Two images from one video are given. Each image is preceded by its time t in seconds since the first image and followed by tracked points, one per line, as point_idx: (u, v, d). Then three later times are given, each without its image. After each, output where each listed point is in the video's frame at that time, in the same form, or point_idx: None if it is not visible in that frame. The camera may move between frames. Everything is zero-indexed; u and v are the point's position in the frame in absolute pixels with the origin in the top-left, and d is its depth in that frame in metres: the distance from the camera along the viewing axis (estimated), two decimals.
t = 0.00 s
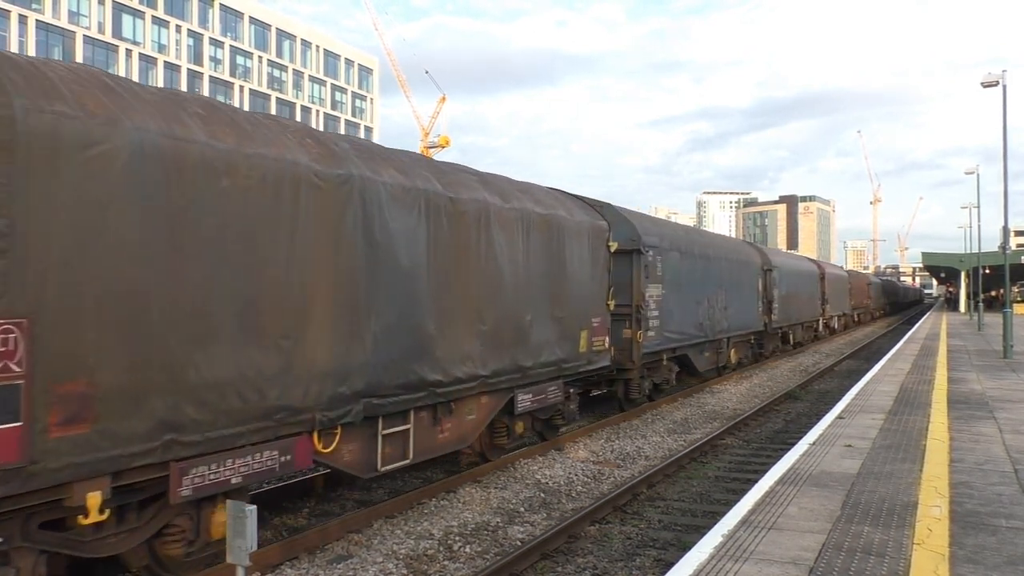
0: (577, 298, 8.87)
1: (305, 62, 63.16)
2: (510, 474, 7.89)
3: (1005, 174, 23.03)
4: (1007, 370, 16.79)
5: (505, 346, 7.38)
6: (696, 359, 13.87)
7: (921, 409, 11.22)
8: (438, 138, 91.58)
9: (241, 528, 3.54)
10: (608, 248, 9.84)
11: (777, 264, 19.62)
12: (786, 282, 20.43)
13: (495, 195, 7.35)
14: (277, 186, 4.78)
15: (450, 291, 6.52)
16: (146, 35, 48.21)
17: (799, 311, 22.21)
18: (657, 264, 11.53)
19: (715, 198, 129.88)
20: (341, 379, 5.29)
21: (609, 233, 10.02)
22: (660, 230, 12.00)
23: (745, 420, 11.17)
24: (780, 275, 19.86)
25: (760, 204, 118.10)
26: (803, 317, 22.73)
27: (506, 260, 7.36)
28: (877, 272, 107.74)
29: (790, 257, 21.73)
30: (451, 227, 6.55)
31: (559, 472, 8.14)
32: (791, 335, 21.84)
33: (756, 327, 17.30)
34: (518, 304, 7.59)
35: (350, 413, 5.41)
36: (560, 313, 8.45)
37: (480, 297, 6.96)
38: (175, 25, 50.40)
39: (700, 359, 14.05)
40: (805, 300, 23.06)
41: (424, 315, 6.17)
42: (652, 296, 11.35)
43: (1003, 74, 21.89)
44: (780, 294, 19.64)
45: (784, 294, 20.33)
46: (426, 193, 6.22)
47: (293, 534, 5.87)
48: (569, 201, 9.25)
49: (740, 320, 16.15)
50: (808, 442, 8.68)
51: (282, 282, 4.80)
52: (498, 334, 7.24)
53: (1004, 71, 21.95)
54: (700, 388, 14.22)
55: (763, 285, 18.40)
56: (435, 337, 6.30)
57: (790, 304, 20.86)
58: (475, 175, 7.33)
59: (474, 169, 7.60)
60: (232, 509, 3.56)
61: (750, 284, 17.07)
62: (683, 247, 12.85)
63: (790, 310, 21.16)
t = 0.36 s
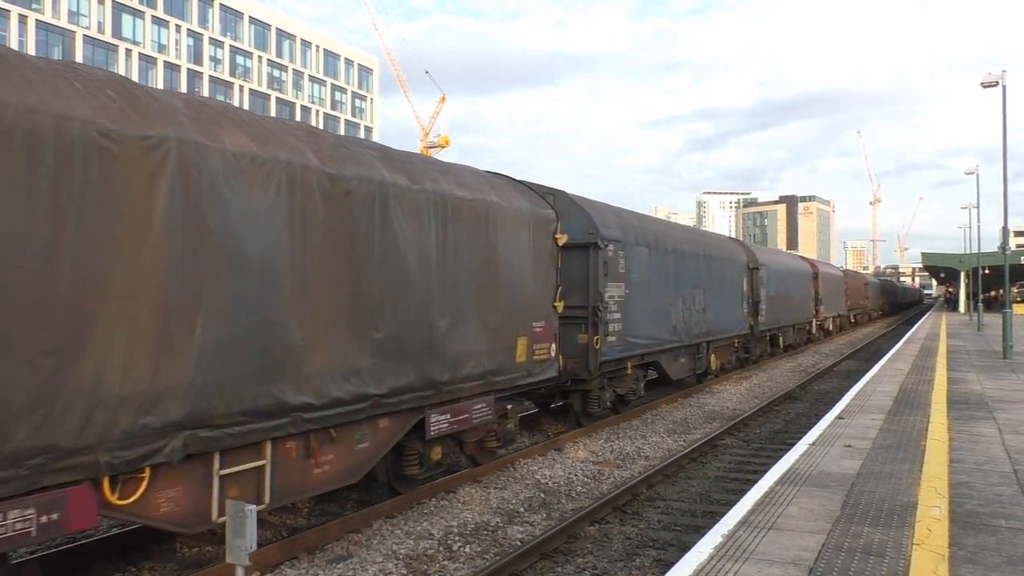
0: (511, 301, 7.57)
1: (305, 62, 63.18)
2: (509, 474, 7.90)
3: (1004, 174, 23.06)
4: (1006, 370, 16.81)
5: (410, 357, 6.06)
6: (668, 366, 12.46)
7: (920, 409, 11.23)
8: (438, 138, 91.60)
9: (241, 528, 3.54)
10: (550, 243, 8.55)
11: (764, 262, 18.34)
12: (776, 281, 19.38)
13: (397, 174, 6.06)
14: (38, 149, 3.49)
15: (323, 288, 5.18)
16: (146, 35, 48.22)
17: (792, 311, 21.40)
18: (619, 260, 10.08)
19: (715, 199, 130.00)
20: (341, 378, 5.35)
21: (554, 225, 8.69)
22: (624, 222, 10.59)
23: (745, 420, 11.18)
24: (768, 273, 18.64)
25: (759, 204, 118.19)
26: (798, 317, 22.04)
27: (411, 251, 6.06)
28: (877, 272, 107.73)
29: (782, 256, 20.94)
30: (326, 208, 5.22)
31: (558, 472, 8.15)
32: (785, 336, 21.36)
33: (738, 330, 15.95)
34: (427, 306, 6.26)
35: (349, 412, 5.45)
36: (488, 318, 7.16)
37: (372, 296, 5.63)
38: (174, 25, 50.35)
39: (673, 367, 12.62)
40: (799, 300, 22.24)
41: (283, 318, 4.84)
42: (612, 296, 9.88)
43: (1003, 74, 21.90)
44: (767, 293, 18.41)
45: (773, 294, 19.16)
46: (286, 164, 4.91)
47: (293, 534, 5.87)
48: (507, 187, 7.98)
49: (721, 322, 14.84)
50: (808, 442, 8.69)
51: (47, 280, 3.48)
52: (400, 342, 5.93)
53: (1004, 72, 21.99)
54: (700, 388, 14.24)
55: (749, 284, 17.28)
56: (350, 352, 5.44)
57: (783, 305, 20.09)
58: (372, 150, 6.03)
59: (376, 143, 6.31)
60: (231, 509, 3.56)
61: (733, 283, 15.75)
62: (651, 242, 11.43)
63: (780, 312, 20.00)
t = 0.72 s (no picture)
0: (419, 299, 6.20)
1: (306, 62, 63.17)
2: (509, 474, 7.90)
3: (1005, 174, 23.04)
4: (1007, 370, 16.78)
5: (266, 373, 4.73)
6: (637, 375, 11.19)
7: (921, 410, 11.21)
8: (438, 138, 91.59)
9: (241, 528, 3.54)
10: (474, 233, 7.16)
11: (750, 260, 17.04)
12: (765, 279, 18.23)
13: (245, 141, 4.73)
14: None
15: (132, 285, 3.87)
16: (146, 35, 48.23)
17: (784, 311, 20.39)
18: (567, 254, 8.76)
19: (715, 199, 129.96)
20: (344, 379, 5.40)
21: (480, 211, 7.31)
22: (577, 212, 9.27)
23: (745, 421, 11.17)
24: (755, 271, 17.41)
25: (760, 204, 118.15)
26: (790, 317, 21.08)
27: (271, 237, 4.78)
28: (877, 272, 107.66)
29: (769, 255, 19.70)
30: (124, 182, 3.87)
31: (559, 472, 8.14)
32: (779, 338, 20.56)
33: (717, 330, 14.62)
34: (287, 307, 4.89)
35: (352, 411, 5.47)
36: (383, 320, 5.79)
37: (201, 297, 4.27)
38: (174, 25, 50.31)
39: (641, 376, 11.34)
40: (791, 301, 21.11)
41: (91, 328, 3.68)
42: (557, 298, 8.50)
43: (1003, 74, 21.90)
44: (754, 292, 17.20)
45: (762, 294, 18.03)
46: (48, 116, 3.56)
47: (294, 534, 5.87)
48: (417, 165, 6.62)
49: (697, 325, 13.55)
50: (808, 442, 8.68)
51: None
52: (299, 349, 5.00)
53: (1005, 72, 21.98)
54: (700, 389, 14.23)
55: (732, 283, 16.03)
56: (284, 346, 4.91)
57: (773, 304, 19.18)
58: (215, 112, 4.73)
59: (223, 105, 5.02)
60: (232, 509, 3.57)
61: (714, 282, 14.46)
62: (612, 235, 10.09)
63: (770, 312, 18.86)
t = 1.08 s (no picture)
0: (267, 303, 4.76)
1: (305, 62, 63.14)
2: (509, 474, 7.90)
3: (1005, 172, 23.00)
4: (1007, 370, 16.70)
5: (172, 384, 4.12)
6: (592, 384, 9.87)
7: (921, 409, 11.17)
8: (439, 138, 91.55)
9: (241, 528, 3.54)
10: (360, 220, 5.67)
11: (734, 255, 15.75)
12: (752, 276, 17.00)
13: None
14: None
15: None
16: (145, 35, 48.24)
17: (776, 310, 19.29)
18: (497, 247, 7.38)
19: (715, 198, 129.94)
20: (148, 409, 4.03)
21: (371, 192, 5.83)
22: (514, 197, 7.96)
23: (745, 420, 11.15)
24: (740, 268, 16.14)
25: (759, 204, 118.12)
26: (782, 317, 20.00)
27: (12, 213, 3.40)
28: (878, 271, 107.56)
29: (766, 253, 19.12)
30: None
31: (559, 472, 8.14)
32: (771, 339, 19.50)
33: (692, 334, 13.35)
34: (49, 315, 3.52)
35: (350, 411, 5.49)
36: (208, 331, 4.36)
37: None
38: (173, 25, 50.25)
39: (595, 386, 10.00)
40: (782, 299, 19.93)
41: None
42: (484, 301, 7.09)
43: (1002, 73, 21.88)
44: (739, 291, 15.94)
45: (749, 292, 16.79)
46: None
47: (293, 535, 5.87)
48: (278, 130, 5.18)
49: (670, 329, 12.27)
50: (808, 442, 8.66)
51: None
52: (104, 362, 3.78)
53: (1005, 71, 21.96)
54: (700, 388, 14.21)
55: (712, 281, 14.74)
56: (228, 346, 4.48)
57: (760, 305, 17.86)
58: None
59: None
60: (231, 510, 3.56)
61: (690, 281, 13.21)
62: (560, 225, 8.77)
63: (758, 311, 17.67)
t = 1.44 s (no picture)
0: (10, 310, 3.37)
1: (305, 62, 63.16)
2: (509, 474, 7.90)
3: (1004, 172, 23.04)
4: (1007, 370, 16.68)
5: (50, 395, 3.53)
6: (530, 400, 8.54)
7: (921, 409, 11.16)
8: (438, 138, 91.58)
9: (240, 528, 3.54)
10: (176, 197, 4.23)
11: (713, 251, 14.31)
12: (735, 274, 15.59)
13: None
14: None
15: None
16: (145, 35, 48.27)
17: (766, 310, 18.12)
18: (397, 237, 6.05)
19: (715, 198, 130.02)
20: None
21: (194, 160, 4.36)
22: (424, 177, 6.63)
23: (744, 420, 11.15)
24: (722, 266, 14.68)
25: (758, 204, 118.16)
26: (772, 316, 18.82)
27: None
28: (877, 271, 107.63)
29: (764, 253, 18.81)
30: None
31: (558, 472, 8.14)
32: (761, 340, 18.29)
33: (662, 341, 11.95)
34: None
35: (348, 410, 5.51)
36: None
37: None
38: (172, 25, 50.21)
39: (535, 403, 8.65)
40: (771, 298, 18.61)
41: None
42: (376, 305, 5.80)
43: (1001, 73, 21.91)
44: (720, 291, 14.48)
45: (732, 292, 15.37)
46: None
47: (293, 535, 5.87)
48: (44, 74, 3.79)
49: (634, 335, 10.89)
50: (808, 442, 8.67)
51: None
52: None
53: (1004, 71, 21.99)
54: (700, 388, 14.22)
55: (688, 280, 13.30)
56: None
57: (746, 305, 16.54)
58: None
59: None
60: (230, 510, 3.56)
61: (660, 281, 11.85)
62: (489, 213, 7.46)
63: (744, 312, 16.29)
